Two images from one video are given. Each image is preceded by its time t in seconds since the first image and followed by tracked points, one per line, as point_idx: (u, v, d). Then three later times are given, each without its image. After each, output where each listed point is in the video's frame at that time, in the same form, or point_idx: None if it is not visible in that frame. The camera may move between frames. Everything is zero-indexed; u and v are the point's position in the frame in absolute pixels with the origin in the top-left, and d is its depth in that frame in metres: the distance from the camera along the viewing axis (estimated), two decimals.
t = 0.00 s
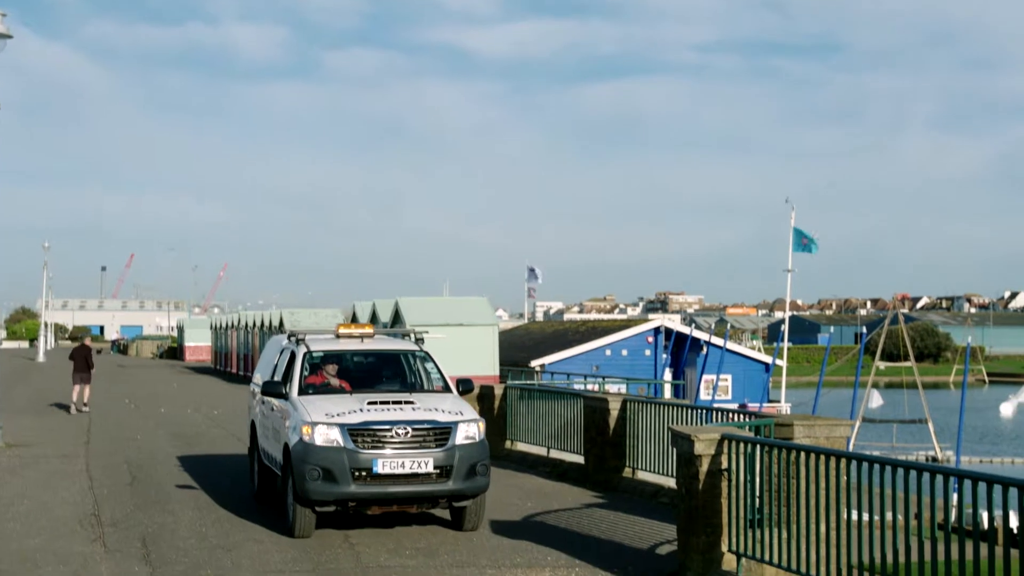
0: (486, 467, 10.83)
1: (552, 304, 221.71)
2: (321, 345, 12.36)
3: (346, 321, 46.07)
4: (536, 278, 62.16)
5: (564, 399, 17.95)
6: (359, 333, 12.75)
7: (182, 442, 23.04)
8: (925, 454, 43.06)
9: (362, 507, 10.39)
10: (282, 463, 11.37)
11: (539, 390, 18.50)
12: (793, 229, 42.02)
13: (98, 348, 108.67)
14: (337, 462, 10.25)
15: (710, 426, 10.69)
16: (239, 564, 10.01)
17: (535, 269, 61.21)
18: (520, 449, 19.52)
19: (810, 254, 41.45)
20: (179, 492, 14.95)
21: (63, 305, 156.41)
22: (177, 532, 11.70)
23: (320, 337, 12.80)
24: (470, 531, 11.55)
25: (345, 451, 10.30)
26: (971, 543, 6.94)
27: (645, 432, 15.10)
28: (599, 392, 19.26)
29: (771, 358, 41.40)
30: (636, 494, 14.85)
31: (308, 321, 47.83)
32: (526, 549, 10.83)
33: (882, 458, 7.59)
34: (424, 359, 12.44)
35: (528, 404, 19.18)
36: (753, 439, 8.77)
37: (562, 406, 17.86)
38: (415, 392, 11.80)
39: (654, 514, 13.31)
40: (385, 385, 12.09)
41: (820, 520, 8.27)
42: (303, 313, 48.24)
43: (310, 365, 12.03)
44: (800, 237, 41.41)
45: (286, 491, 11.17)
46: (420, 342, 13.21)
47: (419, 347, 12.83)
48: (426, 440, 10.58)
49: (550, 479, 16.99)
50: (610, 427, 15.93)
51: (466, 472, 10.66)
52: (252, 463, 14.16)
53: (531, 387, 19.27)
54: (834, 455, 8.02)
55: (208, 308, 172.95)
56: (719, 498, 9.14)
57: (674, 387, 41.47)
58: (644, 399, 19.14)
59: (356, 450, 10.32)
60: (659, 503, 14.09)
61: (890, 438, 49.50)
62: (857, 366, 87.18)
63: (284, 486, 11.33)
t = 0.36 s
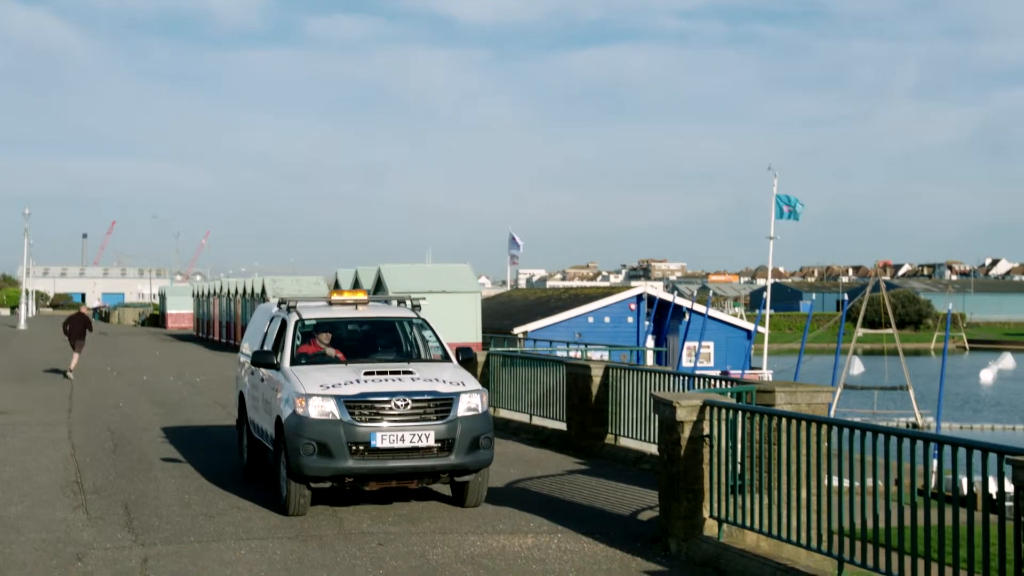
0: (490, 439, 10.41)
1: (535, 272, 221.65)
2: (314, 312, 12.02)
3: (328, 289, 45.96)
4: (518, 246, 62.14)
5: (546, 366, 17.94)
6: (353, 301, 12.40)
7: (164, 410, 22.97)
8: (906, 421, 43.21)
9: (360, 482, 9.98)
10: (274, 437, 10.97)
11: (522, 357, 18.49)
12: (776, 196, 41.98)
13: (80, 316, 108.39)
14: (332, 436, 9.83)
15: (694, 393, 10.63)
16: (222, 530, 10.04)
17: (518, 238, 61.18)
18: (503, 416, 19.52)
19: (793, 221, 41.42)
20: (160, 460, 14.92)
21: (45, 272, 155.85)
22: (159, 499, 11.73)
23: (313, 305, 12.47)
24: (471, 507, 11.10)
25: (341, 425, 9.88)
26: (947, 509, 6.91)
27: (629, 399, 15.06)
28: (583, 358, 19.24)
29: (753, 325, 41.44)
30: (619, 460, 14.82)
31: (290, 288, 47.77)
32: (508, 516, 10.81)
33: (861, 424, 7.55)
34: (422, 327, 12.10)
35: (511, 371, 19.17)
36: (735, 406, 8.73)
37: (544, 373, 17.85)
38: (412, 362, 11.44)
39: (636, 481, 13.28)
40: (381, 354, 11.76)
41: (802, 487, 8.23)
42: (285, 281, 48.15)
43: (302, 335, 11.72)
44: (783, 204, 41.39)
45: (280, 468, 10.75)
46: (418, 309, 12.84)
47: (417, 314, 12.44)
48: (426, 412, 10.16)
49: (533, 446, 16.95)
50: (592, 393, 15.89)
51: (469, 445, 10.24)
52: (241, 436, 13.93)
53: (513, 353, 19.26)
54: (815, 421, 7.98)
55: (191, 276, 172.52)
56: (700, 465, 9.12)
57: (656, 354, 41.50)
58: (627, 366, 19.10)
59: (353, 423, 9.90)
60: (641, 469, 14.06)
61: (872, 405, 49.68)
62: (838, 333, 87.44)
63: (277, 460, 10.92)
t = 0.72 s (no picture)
0: (497, 421, 9.81)
1: (516, 246, 221.90)
2: (307, 287, 11.39)
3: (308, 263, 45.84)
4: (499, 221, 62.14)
5: (528, 340, 17.91)
6: (348, 274, 11.75)
7: (144, 384, 22.94)
8: (885, 393, 43.45)
9: (359, 467, 9.41)
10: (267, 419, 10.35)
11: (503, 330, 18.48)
12: (756, 170, 41.99)
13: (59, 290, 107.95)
14: (330, 419, 9.23)
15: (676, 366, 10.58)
16: (202, 504, 9.99)
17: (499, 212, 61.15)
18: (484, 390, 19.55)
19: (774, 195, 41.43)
20: (142, 434, 14.87)
21: (24, 247, 155.04)
22: (138, 473, 11.69)
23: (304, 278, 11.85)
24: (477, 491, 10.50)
25: (339, 407, 9.27)
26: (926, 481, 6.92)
27: (609, 373, 15.08)
28: (564, 332, 19.24)
29: (734, 299, 41.51)
30: (600, 434, 14.82)
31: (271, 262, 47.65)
32: (496, 489, 10.82)
33: (841, 398, 7.56)
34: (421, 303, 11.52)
35: (493, 345, 19.18)
36: (716, 379, 8.76)
37: (526, 347, 17.83)
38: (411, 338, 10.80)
39: (619, 454, 13.26)
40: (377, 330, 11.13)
41: (783, 461, 8.25)
42: (265, 255, 48.00)
43: (295, 310, 11.09)
44: (763, 178, 41.38)
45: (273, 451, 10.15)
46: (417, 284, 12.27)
47: (415, 289, 11.86)
48: (430, 393, 9.55)
49: (515, 420, 16.91)
50: (574, 367, 15.86)
51: (476, 427, 9.64)
52: (229, 416, 13.37)
53: (495, 326, 19.25)
54: (796, 394, 7.98)
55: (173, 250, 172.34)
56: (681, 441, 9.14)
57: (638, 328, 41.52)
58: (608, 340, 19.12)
59: (352, 404, 9.29)
60: (621, 443, 14.07)
61: (851, 378, 49.96)
62: (818, 307, 87.84)
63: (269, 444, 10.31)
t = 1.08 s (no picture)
0: (509, 404, 9.27)
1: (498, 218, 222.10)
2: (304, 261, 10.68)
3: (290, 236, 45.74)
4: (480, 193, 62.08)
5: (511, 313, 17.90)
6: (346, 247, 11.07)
7: (126, 357, 22.89)
8: (866, 366, 43.64)
9: (364, 453, 8.87)
10: (263, 400, 9.71)
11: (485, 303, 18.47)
12: (738, 143, 41.94)
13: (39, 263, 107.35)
14: (333, 402, 8.67)
15: (651, 337, 10.54)
16: (183, 478, 9.98)
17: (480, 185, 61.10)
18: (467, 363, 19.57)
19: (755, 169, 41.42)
20: (126, 407, 14.86)
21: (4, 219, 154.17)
22: (120, 446, 11.67)
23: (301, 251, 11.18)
24: (487, 479, 9.88)
25: (343, 388, 8.71)
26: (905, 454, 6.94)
27: (590, 345, 15.11)
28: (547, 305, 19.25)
29: (716, 272, 41.57)
30: (581, 406, 14.83)
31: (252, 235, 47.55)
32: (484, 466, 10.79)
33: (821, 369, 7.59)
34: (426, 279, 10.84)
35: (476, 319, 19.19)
36: (696, 352, 8.75)
37: (508, 319, 17.82)
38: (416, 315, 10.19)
39: (600, 427, 13.28)
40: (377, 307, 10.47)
41: (762, 432, 8.27)
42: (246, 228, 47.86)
43: (292, 285, 10.40)
44: (744, 151, 41.35)
45: (270, 434, 9.52)
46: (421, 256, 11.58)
47: (417, 262, 11.15)
48: (439, 374, 8.99)
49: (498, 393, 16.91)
50: (555, 340, 15.87)
51: (488, 411, 9.10)
52: (218, 395, 12.64)
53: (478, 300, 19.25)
54: (774, 366, 8.00)
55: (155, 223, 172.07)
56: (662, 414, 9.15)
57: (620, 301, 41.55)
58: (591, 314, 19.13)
59: (356, 386, 8.73)
60: (603, 416, 14.11)
61: (831, 351, 50.18)
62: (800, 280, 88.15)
63: (266, 427, 9.66)
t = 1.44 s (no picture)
0: (530, 387, 8.67)
1: (480, 191, 221.83)
2: (305, 233, 9.94)
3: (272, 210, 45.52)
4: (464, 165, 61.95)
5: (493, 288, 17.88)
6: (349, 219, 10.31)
7: (106, 332, 22.81)
8: (847, 339, 43.81)
9: (374, 441, 8.26)
10: (264, 383, 9.02)
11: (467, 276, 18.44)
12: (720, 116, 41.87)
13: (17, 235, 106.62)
14: (343, 387, 8.06)
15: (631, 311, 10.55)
16: (165, 451, 9.97)
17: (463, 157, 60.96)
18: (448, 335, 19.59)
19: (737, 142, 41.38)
20: (109, 380, 14.81)
21: None
22: (101, 420, 11.64)
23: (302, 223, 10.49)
24: (505, 466, 9.31)
25: (353, 371, 8.09)
26: (885, 425, 6.99)
27: (572, 317, 15.14)
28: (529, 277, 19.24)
29: (697, 245, 41.59)
30: (563, 379, 14.85)
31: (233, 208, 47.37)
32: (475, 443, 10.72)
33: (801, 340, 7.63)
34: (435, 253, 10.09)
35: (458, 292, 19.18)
36: (677, 323, 8.76)
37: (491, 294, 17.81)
38: (426, 292, 9.48)
39: (582, 400, 13.29)
40: (385, 283, 9.73)
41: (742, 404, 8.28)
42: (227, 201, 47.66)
43: (292, 259, 9.67)
44: (727, 124, 41.26)
45: (272, 419, 8.86)
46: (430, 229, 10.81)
47: (425, 233, 10.38)
48: (455, 356, 8.37)
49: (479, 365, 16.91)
50: (536, 312, 15.89)
51: (507, 395, 8.50)
52: (210, 377, 11.88)
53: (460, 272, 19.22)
54: (756, 338, 8.03)
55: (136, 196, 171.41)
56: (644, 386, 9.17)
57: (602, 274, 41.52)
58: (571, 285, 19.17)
59: (367, 369, 8.12)
60: (585, 388, 14.13)
61: (813, 323, 50.34)
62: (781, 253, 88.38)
63: (267, 413, 8.99)
